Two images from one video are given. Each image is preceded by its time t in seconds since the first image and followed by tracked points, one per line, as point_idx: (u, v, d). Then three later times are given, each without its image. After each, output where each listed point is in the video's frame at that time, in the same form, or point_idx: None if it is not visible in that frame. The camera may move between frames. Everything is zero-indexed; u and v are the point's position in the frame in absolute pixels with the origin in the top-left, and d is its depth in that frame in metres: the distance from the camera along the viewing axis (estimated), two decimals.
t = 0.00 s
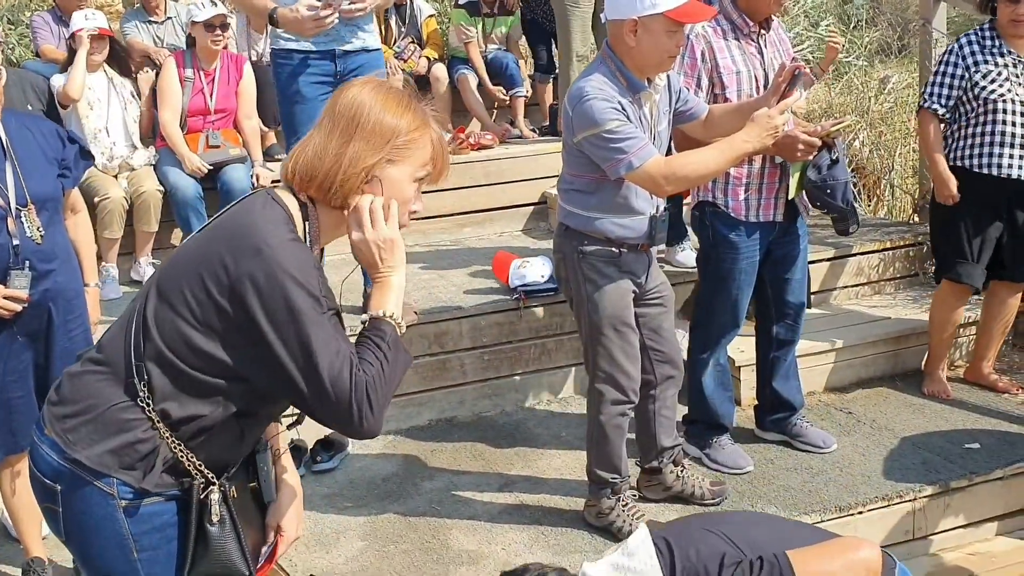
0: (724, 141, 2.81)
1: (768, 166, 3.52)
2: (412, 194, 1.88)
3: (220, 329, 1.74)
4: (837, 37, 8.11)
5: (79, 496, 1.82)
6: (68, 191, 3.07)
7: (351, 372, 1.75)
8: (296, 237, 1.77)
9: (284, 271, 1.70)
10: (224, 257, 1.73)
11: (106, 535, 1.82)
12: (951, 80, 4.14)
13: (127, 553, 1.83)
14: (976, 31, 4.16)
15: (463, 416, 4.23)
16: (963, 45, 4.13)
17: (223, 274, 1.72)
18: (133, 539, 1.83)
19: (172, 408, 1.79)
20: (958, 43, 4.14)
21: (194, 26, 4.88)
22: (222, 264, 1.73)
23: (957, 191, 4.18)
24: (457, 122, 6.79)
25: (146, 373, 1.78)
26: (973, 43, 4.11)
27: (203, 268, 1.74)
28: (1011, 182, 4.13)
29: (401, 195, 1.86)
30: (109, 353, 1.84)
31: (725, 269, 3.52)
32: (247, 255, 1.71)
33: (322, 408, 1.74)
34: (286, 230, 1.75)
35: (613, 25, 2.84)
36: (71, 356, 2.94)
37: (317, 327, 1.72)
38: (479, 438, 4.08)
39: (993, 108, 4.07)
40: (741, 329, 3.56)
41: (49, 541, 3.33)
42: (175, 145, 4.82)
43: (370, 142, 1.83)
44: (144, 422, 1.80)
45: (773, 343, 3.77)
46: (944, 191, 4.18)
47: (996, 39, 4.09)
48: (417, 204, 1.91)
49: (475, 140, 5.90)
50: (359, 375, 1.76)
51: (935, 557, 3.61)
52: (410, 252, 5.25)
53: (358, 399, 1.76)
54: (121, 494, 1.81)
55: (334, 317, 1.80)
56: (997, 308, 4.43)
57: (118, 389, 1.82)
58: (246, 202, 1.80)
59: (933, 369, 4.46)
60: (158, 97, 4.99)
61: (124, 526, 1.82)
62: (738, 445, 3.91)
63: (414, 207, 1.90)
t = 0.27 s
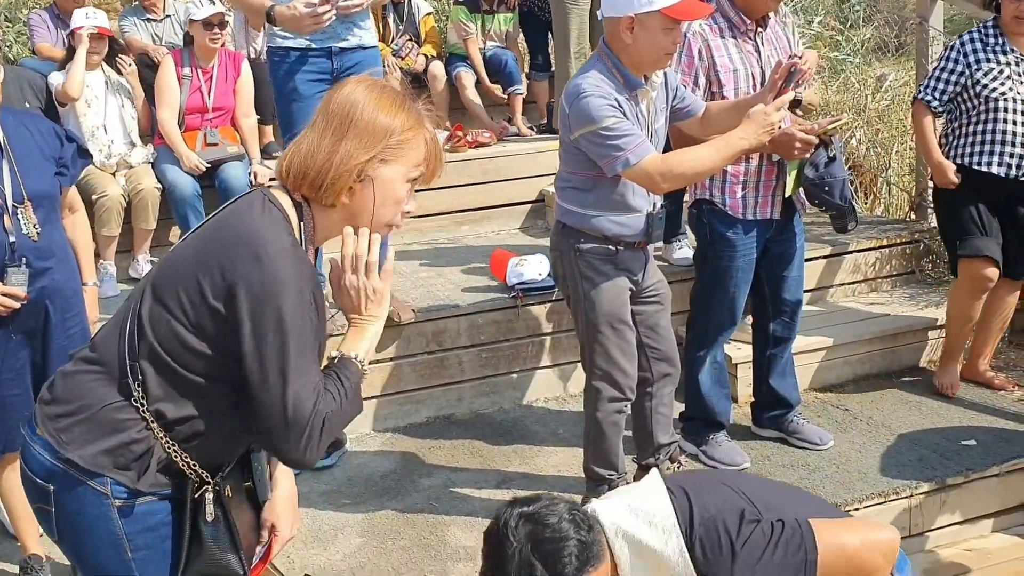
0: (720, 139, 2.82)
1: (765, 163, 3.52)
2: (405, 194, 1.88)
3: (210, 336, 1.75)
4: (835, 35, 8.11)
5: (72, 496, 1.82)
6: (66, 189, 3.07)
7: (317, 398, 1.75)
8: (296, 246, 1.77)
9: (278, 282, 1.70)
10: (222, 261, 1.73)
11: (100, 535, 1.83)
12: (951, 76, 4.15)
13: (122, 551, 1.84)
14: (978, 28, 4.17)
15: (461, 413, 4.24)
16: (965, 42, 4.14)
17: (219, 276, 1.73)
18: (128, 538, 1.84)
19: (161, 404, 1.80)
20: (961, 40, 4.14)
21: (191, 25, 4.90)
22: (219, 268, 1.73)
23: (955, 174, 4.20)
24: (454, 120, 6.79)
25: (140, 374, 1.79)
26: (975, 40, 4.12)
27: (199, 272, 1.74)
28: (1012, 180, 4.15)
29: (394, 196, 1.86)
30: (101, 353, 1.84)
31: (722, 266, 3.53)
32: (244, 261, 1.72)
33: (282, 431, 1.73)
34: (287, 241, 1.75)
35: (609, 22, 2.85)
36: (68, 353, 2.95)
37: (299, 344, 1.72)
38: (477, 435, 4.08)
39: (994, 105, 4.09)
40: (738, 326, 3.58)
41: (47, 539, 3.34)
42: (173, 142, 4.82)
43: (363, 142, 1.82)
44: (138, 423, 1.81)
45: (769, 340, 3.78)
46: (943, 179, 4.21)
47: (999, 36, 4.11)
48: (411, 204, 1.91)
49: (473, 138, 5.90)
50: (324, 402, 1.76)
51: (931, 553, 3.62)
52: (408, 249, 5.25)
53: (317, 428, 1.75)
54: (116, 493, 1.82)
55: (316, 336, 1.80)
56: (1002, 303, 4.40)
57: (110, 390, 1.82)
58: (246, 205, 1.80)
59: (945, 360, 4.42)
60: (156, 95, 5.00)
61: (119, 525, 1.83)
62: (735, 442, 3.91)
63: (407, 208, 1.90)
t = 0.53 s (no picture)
0: (718, 137, 2.81)
1: (763, 162, 3.52)
2: (415, 236, 1.88)
3: (199, 355, 1.74)
4: (832, 33, 8.11)
5: (56, 500, 1.85)
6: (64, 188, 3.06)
7: (260, 443, 1.72)
8: (306, 274, 1.75)
9: (274, 313, 1.68)
10: (226, 280, 1.71)
11: (84, 539, 1.87)
12: (954, 78, 4.15)
13: (107, 556, 1.89)
14: (979, 27, 4.16)
15: (459, 412, 4.24)
16: (966, 42, 4.13)
17: (222, 289, 1.71)
18: (113, 542, 1.88)
19: (151, 410, 1.81)
20: (963, 40, 4.14)
21: (189, 23, 4.86)
22: (224, 285, 1.71)
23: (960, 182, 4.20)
24: (452, 118, 6.79)
25: (136, 381, 1.80)
26: (976, 41, 4.11)
27: (203, 287, 1.73)
28: (1016, 180, 4.13)
29: (403, 238, 1.86)
30: (98, 355, 1.85)
31: (719, 265, 3.53)
32: (248, 284, 1.70)
33: (216, 466, 1.70)
34: (297, 269, 1.73)
35: (608, 19, 2.84)
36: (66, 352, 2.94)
37: (269, 383, 1.69)
38: (475, 433, 4.08)
39: (997, 106, 4.09)
40: (737, 325, 3.58)
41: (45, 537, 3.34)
42: (169, 139, 4.82)
43: (384, 180, 1.81)
44: (129, 430, 1.83)
45: (767, 338, 3.77)
46: (948, 187, 4.21)
47: (999, 36, 4.10)
48: (420, 246, 1.91)
49: (470, 136, 5.89)
50: (265, 447, 1.73)
51: (928, 551, 3.63)
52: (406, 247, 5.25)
53: (248, 472, 1.72)
54: (99, 498, 1.86)
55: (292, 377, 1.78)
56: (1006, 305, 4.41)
57: (99, 396, 1.84)
58: (263, 225, 1.79)
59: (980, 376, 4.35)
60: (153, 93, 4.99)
61: (103, 530, 1.87)
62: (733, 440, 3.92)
63: (415, 249, 1.90)
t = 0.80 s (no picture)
0: (715, 137, 2.81)
1: (759, 161, 3.52)
2: (426, 280, 1.89)
3: (203, 373, 1.73)
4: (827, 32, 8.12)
5: (44, 502, 1.86)
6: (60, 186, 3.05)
7: (248, 471, 1.70)
8: (317, 305, 1.75)
9: (285, 338, 1.68)
10: (241, 300, 1.71)
11: (71, 542, 1.87)
12: (952, 79, 4.16)
13: (94, 560, 1.89)
14: (975, 28, 4.17)
15: (455, 410, 4.24)
16: (962, 43, 4.14)
17: (232, 308, 1.71)
18: (100, 547, 1.89)
19: (150, 422, 1.80)
20: (958, 40, 4.15)
21: (184, 21, 4.86)
22: (237, 303, 1.71)
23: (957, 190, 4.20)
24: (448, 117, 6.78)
25: (138, 393, 1.79)
26: (972, 41, 4.12)
27: (214, 304, 1.73)
28: (1013, 181, 4.13)
29: (414, 280, 1.87)
30: (97, 360, 1.85)
31: (716, 264, 3.53)
32: (264, 306, 1.70)
33: (203, 487, 1.67)
34: (309, 299, 1.73)
35: (605, 18, 2.84)
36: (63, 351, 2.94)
37: (268, 410, 1.68)
38: (471, 432, 4.08)
39: (993, 106, 4.09)
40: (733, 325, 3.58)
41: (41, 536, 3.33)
42: (165, 138, 4.82)
43: (403, 220, 1.83)
44: (126, 436, 1.83)
45: (764, 338, 3.77)
46: (945, 194, 4.20)
47: (996, 36, 4.10)
48: (429, 290, 1.92)
49: (466, 135, 5.89)
50: (253, 476, 1.71)
51: (923, 550, 3.63)
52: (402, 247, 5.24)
53: (231, 499, 1.70)
54: (87, 503, 1.86)
55: (290, 409, 1.76)
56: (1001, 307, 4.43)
57: (91, 402, 1.84)
58: (282, 251, 1.80)
59: (975, 378, 4.37)
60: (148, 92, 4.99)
61: (90, 534, 1.87)
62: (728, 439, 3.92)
63: (424, 293, 1.91)
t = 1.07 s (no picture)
0: (712, 135, 2.80)
1: (757, 159, 3.52)
2: (431, 306, 1.90)
3: (205, 383, 1.74)
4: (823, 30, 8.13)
5: (38, 501, 1.85)
6: (56, 185, 3.04)
7: (238, 484, 1.70)
8: (322, 324, 1.76)
9: (289, 354, 1.69)
10: (249, 313, 1.73)
11: (64, 542, 1.86)
12: (949, 79, 4.17)
13: (88, 560, 1.88)
14: (973, 26, 4.16)
15: (452, 409, 4.24)
16: (960, 42, 4.14)
17: (239, 319, 1.73)
18: (94, 547, 1.88)
19: (150, 426, 1.81)
20: (957, 39, 4.15)
21: (179, 20, 4.87)
22: (245, 315, 1.73)
23: (953, 191, 4.22)
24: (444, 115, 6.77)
25: (139, 397, 1.79)
26: (969, 40, 4.12)
27: (222, 314, 1.75)
28: (1010, 181, 4.13)
29: (418, 304, 1.88)
30: (97, 362, 1.84)
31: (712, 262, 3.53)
32: (272, 320, 1.72)
33: (194, 496, 1.68)
34: (315, 317, 1.75)
35: (603, 16, 2.83)
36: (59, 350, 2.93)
37: (265, 425, 1.69)
38: (468, 431, 4.08)
39: (990, 105, 4.09)
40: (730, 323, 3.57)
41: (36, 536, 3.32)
42: (161, 137, 4.81)
43: (413, 242, 1.85)
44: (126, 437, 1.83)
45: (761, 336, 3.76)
46: (940, 195, 4.21)
47: (993, 35, 4.10)
48: (433, 317, 1.92)
49: (462, 133, 5.88)
50: (244, 490, 1.71)
51: (920, 547, 3.64)
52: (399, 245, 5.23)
53: (220, 511, 1.70)
54: (81, 503, 1.85)
55: (286, 427, 1.77)
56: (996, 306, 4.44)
57: (89, 403, 1.83)
58: (292, 267, 1.82)
59: (972, 377, 4.37)
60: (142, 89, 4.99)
61: (84, 534, 1.87)
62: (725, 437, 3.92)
63: (428, 319, 1.91)
